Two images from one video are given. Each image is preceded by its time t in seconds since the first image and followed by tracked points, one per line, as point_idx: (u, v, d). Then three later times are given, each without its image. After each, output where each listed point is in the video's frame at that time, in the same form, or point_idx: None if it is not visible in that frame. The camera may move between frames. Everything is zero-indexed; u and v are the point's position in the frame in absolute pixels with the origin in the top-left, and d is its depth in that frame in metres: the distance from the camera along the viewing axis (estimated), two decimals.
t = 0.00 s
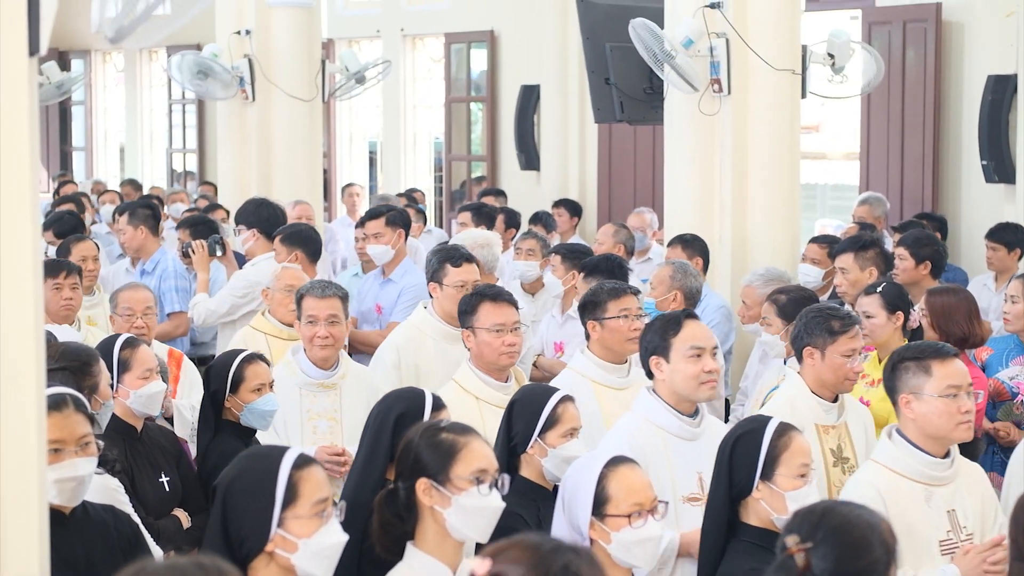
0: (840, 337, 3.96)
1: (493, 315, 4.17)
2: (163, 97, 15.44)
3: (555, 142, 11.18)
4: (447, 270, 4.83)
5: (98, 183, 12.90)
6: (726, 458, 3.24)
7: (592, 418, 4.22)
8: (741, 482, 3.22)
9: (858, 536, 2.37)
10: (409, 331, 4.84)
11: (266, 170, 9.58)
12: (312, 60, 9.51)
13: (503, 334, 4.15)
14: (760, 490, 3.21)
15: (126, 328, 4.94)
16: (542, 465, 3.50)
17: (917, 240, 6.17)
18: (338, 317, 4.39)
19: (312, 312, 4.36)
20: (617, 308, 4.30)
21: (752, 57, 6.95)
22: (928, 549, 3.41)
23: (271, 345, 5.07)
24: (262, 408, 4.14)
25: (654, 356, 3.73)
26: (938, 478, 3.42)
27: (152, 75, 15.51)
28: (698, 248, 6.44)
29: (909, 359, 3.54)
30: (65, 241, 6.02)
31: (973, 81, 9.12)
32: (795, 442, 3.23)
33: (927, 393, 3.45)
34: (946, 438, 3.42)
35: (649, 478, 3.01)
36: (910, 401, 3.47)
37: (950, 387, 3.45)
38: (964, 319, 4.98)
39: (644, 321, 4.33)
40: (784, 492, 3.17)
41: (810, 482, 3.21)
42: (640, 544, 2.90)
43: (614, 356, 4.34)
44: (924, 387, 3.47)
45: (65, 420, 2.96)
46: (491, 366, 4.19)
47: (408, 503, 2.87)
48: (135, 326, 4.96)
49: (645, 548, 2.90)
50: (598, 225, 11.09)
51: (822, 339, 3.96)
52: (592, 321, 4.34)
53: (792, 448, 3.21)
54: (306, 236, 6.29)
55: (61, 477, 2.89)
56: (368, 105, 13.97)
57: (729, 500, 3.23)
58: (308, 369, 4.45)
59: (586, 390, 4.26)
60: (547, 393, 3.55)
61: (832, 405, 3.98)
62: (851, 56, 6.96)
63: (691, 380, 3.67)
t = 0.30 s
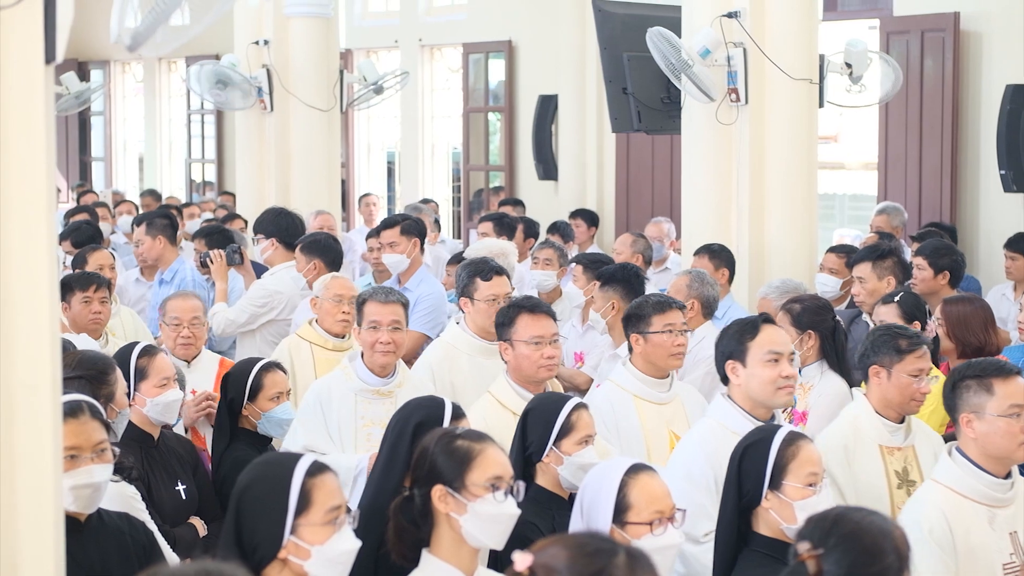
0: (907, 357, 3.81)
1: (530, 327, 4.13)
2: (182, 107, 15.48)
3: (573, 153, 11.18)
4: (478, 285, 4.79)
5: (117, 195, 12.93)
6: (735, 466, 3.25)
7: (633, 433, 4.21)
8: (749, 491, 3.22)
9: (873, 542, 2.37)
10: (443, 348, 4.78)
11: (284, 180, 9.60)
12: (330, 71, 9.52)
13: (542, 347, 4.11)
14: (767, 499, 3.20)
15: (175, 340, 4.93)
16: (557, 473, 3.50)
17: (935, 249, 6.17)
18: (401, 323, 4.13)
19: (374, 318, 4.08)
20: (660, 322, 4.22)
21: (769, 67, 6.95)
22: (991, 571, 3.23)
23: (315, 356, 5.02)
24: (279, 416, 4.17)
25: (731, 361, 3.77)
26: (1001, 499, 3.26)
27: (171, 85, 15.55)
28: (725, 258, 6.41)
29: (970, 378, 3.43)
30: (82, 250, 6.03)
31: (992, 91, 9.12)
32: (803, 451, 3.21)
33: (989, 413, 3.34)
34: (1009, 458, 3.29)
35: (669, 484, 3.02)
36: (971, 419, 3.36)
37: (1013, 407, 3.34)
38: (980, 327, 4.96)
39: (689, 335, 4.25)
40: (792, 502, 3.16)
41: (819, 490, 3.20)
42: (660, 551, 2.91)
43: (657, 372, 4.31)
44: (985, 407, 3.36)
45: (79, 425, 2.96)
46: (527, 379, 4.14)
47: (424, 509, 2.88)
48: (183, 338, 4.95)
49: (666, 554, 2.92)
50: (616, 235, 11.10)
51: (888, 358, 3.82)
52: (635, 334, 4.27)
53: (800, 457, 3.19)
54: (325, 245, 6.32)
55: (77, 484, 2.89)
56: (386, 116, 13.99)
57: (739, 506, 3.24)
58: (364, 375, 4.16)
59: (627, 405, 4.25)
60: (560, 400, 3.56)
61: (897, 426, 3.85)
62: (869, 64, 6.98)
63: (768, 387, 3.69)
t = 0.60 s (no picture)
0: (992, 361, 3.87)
1: (596, 344, 4.07)
2: (201, 117, 15.51)
3: (591, 162, 11.18)
4: (512, 292, 4.71)
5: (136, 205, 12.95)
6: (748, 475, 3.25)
7: (690, 448, 4.21)
8: (762, 499, 3.22)
9: (884, 550, 2.36)
10: (477, 357, 4.73)
11: (302, 189, 9.61)
12: (348, 80, 9.54)
13: (608, 365, 4.05)
14: (779, 508, 3.19)
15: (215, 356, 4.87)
16: (572, 481, 3.49)
17: (954, 259, 6.15)
18: (439, 337, 4.23)
19: (414, 330, 4.19)
20: (720, 337, 4.23)
21: (786, 75, 6.94)
22: None
23: (344, 370, 4.87)
24: (296, 423, 4.17)
25: (791, 374, 3.76)
26: None
27: (190, 95, 15.57)
28: (754, 269, 6.37)
29: (1016, 399, 3.42)
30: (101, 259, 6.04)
31: (1009, 100, 9.11)
32: (815, 461, 3.19)
33: None
34: None
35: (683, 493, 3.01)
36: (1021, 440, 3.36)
37: None
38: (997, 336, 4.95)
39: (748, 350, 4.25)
40: (802, 511, 3.14)
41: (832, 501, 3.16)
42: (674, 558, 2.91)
43: (715, 387, 4.30)
44: None
45: (95, 431, 2.97)
46: (589, 396, 4.06)
47: (438, 516, 2.88)
48: (223, 352, 4.88)
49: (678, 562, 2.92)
50: (635, 244, 11.09)
51: (972, 363, 3.89)
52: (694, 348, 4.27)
53: (811, 466, 3.18)
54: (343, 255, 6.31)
55: (91, 489, 2.90)
56: (405, 125, 14.00)
57: (751, 516, 3.25)
58: (405, 386, 4.22)
59: (683, 420, 4.24)
60: (577, 408, 3.55)
61: (976, 433, 3.88)
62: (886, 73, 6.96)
63: (829, 403, 3.66)
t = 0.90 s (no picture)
0: None
1: (667, 346, 3.93)
2: (221, 125, 15.54)
3: (610, 170, 11.19)
4: (559, 301, 4.57)
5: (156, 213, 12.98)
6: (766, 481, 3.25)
7: (751, 453, 4.19)
8: (782, 506, 3.23)
9: (900, 554, 2.36)
10: (522, 368, 4.62)
11: (321, 195, 9.63)
12: (367, 88, 9.55)
13: (679, 368, 3.88)
14: (797, 515, 3.19)
15: (240, 367, 4.80)
16: (592, 487, 3.50)
17: (976, 267, 6.13)
18: (469, 350, 4.24)
19: (442, 346, 4.20)
20: (781, 339, 4.21)
21: (805, 82, 6.93)
22: None
23: (371, 385, 4.74)
24: (317, 429, 4.19)
25: (839, 398, 3.69)
26: None
27: (210, 103, 15.59)
28: (784, 278, 6.26)
29: None
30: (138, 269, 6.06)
31: None
32: (834, 468, 3.18)
33: None
34: None
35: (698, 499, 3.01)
36: None
37: None
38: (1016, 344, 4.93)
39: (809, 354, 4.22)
40: (821, 518, 3.13)
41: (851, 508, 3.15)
42: (689, 565, 2.91)
43: (776, 392, 4.26)
44: None
45: (117, 435, 2.98)
46: (659, 400, 3.94)
47: (452, 523, 2.88)
48: (250, 364, 4.81)
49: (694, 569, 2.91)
50: (654, 252, 11.09)
51: None
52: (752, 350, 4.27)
53: (829, 472, 3.17)
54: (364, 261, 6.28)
55: (114, 493, 2.91)
56: (424, 134, 14.02)
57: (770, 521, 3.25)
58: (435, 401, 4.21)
59: (744, 423, 4.22)
60: (594, 416, 3.55)
61: None
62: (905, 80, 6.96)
63: (879, 424, 3.60)
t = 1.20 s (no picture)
0: None
1: (715, 361, 3.81)
2: (235, 132, 15.56)
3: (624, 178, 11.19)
4: (616, 307, 4.54)
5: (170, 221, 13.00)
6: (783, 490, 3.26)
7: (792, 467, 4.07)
8: (799, 513, 3.23)
9: (913, 562, 2.36)
10: (579, 375, 4.53)
11: (336, 203, 9.64)
12: (381, 96, 9.56)
13: (726, 384, 3.75)
14: (815, 523, 3.20)
15: (260, 374, 4.82)
16: (606, 495, 3.50)
17: (991, 275, 6.13)
18: (498, 358, 4.27)
19: (475, 354, 4.21)
20: (826, 351, 4.17)
21: (819, 90, 6.95)
22: None
23: (391, 393, 4.73)
24: (332, 435, 4.22)
25: (884, 408, 3.62)
26: None
27: (225, 110, 15.61)
28: (804, 286, 6.23)
29: None
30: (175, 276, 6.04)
31: None
32: (851, 476, 3.18)
33: None
34: None
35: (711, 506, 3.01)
36: None
37: None
38: None
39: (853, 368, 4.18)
40: (838, 526, 3.14)
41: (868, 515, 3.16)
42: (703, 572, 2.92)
43: (819, 404, 4.18)
44: None
45: (135, 443, 2.99)
46: (704, 417, 3.80)
47: (466, 532, 2.89)
48: (269, 371, 4.83)
49: None
50: (668, 259, 11.10)
51: None
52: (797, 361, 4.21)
53: (847, 480, 3.18)
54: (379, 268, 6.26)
55: (132, 501, 2.91)
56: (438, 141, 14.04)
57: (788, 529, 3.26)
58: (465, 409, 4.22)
59: (787, 435, 4.13)
60: (608, 423, 3.56)
61: None
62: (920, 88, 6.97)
63: (923, 433, 3.52)
